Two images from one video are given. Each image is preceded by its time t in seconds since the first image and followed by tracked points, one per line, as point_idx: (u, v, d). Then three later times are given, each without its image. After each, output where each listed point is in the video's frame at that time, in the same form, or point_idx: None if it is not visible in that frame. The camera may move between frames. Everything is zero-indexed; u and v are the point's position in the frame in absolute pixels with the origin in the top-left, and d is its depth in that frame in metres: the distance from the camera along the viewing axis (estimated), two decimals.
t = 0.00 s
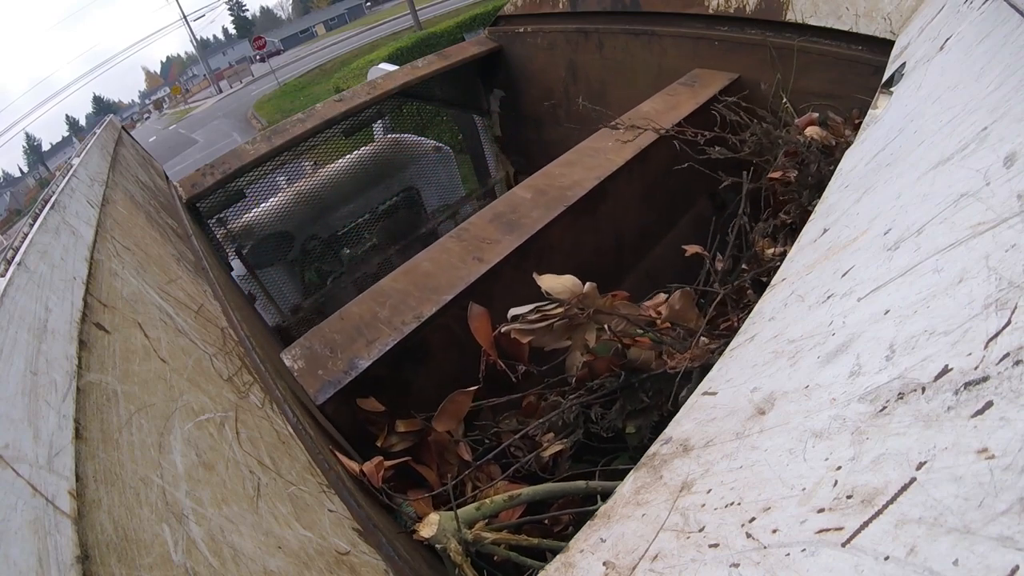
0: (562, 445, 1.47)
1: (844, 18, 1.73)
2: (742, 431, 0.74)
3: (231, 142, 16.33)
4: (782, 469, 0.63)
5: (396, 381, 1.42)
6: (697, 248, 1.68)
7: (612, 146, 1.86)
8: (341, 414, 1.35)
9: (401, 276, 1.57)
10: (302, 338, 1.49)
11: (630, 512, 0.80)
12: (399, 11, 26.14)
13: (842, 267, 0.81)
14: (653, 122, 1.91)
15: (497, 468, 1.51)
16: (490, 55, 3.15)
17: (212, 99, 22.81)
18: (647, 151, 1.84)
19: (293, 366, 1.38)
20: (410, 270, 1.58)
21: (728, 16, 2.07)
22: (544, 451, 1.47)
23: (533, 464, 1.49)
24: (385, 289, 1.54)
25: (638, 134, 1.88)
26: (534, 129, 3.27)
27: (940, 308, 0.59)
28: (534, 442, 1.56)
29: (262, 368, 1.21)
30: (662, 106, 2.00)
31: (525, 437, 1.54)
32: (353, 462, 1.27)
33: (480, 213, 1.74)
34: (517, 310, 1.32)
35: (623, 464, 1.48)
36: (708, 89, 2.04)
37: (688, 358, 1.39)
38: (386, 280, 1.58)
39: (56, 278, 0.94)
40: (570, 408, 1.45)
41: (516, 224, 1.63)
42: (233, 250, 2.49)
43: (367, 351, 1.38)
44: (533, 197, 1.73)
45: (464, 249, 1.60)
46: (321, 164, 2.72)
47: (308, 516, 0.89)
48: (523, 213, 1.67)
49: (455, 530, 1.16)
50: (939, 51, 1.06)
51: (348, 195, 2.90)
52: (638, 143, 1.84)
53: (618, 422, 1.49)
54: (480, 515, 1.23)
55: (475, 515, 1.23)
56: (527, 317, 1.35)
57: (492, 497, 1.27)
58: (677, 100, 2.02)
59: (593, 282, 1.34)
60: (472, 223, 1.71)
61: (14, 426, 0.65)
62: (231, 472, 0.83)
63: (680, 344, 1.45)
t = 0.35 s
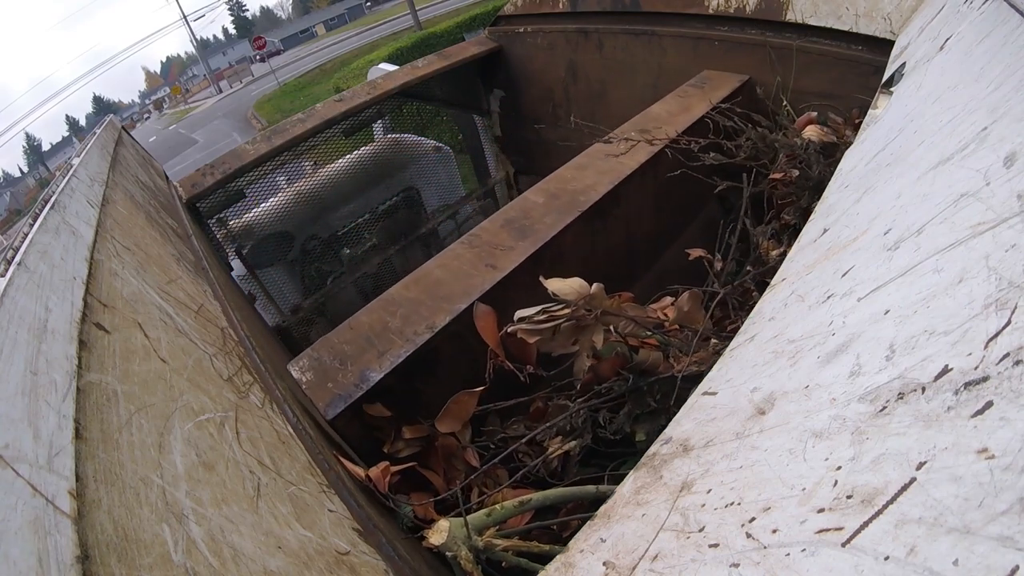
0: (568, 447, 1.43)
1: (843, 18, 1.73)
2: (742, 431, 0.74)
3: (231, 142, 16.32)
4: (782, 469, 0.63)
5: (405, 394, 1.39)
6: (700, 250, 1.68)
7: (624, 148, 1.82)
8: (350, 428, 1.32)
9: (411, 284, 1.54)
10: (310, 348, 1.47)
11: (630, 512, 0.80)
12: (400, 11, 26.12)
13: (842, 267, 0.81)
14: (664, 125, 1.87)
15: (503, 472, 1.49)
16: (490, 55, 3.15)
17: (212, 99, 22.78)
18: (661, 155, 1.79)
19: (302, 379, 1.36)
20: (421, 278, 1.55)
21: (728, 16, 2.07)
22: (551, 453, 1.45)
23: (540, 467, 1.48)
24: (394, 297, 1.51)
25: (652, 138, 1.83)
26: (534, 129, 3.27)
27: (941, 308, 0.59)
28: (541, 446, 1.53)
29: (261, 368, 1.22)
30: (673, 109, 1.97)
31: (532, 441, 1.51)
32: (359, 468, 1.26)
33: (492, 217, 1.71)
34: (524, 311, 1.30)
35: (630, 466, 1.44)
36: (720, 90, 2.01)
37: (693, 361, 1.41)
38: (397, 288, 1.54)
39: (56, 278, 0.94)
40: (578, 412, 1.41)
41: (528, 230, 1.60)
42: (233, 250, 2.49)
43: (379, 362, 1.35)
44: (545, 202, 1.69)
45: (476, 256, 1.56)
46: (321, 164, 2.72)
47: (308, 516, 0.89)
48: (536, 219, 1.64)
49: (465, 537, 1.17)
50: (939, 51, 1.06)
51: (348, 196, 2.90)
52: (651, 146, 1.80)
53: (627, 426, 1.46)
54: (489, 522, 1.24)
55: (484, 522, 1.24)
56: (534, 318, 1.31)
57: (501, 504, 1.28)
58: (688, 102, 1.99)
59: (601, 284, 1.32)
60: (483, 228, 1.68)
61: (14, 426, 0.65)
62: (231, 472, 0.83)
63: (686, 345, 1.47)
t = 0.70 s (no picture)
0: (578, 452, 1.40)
1: (843, 18, 1.73)
2: (742, 431, 0.74)
3: (231, 142, 16.32)
4: (782, 469, 0.63)
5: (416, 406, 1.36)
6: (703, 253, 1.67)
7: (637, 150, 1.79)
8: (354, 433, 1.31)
9: (423, 293, 1.51)
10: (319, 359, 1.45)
11: (630, 512, 0.80)
12: (400, 11, 26.10)
13: (842, 267, 0.81)
14: (676, 129, 1.84)
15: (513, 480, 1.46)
16: (490, 55, 3.15)
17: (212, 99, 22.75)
18: (674, 159, 1.75)
19: (311, 393, 1.34)
20: (433, 287, 1.52)
21: (728, 16, 2.07)
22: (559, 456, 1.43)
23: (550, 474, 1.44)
24: (406, 307, 1.49)
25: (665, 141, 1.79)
26: (534, 129, 3.27)
27: (941, 308, 0.59)
28: (550, 453, 1.50)
29: (261, 368, 1.22)
30: (684, 111, 1.94)
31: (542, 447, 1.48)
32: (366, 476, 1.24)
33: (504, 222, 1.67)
34: (531, 311, 1.31)
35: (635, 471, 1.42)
36: (732, 92, 1.98)
37: (702, 364, 1.40)
38: (408, 297, 1.51)
39: (56, 278, 0.94)
40: (587, 416, 1.39)
41: (542, 236, 1.56)
42: (233, 250, 2.49)
43: (390, 376, 1.32)
44: (559, 207, 1.66)
45: (490, 265, 1.53)
46: (321, 164, 2.72)
47: (308, 516, 0.89)
48: (550, 225, 1.60)
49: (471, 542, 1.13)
50: (939, 51, 1.06)
51: (348, 196, 2.90)
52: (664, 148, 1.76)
53: (636, 431, 1.43)
54: (495, 524, 1.20)
55: (490, 525, 1.20)
56: (542, 318, 1.33)
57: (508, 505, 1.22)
58: (700, 104, 1.95)
59: (608, 285, 1.33)
60: (495, 233, 1.65)
61: (14, 426, 0.64)
62: (231, 472, 0.83)
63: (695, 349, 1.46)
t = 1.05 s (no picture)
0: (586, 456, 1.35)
1: (843, 18, 1.74)
2: (742, 431, 0.74)
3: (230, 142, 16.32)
4: (782, 469, 0.63)
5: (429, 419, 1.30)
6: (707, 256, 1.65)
7: (651, 153, 1.74)
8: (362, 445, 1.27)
9: (435, 301, 1.45)
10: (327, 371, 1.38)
11: (630, 512, 0.80)
12: (400, 11, 26.09)
13: (842, 267, 0.81)
14: (690, 131, 1.79)
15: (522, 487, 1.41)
16: (490, 55, 3.15)
17: (212, 100, 22.72)
18: (690, 163, 1.70)
19: (321, 407, 1.27)
20: (445, 295, 1.46)
21: (728, 16, 2.07)
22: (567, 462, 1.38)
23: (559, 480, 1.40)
24: (418, 316, 1.43)
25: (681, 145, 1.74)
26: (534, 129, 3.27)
27: (941, 309, 0.59)
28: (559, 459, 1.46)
29: (261, 368, 1.22)
30: (697, 112, 1.89)
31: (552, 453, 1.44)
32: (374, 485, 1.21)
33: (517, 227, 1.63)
34: (538, 317, 1.27)
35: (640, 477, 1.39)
36: (744, 93, 1.94)
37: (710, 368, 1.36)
38: (418, 305, 1.46)
39: (56, 278, 0.94)
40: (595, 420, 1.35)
41: (557, 242, 1.52)
42: (233, 250, 2.49)
43: (404, 389, 1.26)
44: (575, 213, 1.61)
45: (503, 273, 1.47)
46: (321, 164, 2.72)
47: (308, 516, 0.89)
48: (565, 230, 1.56)
49: (477, 544, 1.11)
50: (939, 51, 1.06)
51: (348, 196, 2.90)
52: (679, 152, 1.71)
53: (644, 436, 1.38)
54: (501, 529, 1.18)
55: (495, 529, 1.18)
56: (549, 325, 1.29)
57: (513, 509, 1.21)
58: (712, 106, 1.91)
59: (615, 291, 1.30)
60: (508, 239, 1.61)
61: (14, 426, 0.64)
62: (231, 472, 0.83)
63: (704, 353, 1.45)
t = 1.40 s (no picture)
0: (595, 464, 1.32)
1: (844, 18, 1.74)
2: (742, 431, 0.74)
3: (230, 142, 16.32)
4: (782, 469, 0.63)
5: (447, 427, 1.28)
6: (712, 260, 1.63)
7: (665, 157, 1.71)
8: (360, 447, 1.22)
9: (448, 312, 1.44)
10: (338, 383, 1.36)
11: (630, 512, 0.81)
12: (400, 11, 26.09)
13: (842, 267, 0.81)
14: (703, 135, 1.77)
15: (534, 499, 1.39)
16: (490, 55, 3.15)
17: (212, 100, 22.67)
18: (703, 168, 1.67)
19: (332, 421, 1.25)
20: (459, 304, 1.45)
21: (728, 16, 2.07)
22: (577, 469, 1.33)
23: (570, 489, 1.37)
24: (431, 327, 1.41)
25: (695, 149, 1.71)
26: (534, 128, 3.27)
27: (941, 308, 0.59)
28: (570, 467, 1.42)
29: (260, 368, 1.22)
30: (709, 115, 1.86)
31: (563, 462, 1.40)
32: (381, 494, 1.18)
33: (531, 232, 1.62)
34: (545, 323, 1.28)
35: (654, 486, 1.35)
36: (757, 95, 1.90)
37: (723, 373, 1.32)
38: (432, 315, 1.44)
39: (56, 278, 0.94)
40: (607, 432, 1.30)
41: (573, 248, 1.50)
42: (233, 250, 2.49)
43: (419, 404, 1.23)
44: (590, 217, 1.60)
45: (520, 282, 1.45)
46: (321, 164, 2.72)
47: (308, 516, 0.89)
48: (581, 236, 1.54)
49: (483, 551, 1.07)
50: (939, 51, 1.06)
51: (348, 196, 2.90)
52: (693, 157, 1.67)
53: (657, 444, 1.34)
54: (507, 535, 1.13)
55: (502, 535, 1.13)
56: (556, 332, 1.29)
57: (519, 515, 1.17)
58: (725, 109, 1.87)
59: (623, 298, 1.29)
60: (521, 245, 1.60)
61: (14, 426, 0.64)
62: (231, 472, 0.83)
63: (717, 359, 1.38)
